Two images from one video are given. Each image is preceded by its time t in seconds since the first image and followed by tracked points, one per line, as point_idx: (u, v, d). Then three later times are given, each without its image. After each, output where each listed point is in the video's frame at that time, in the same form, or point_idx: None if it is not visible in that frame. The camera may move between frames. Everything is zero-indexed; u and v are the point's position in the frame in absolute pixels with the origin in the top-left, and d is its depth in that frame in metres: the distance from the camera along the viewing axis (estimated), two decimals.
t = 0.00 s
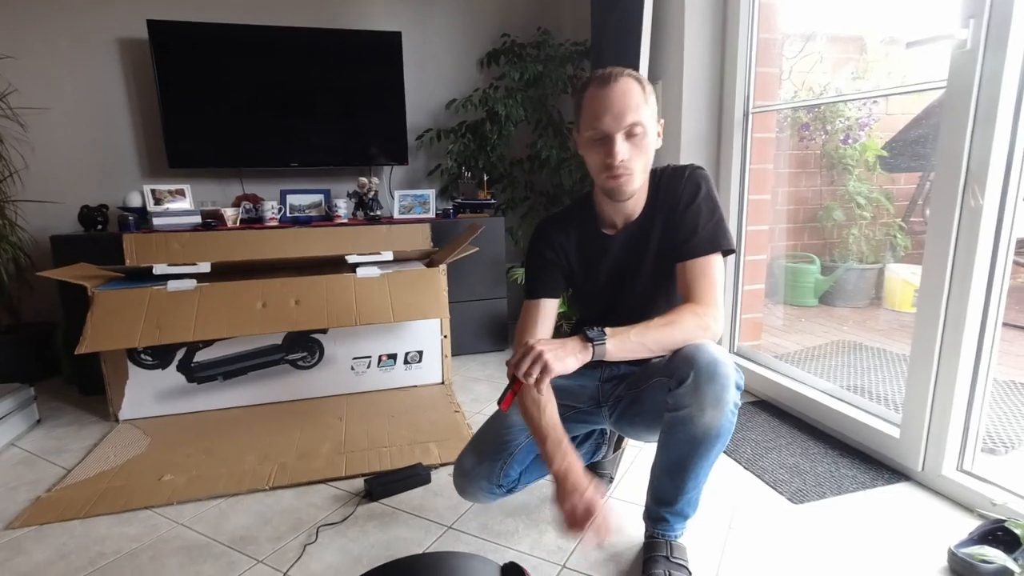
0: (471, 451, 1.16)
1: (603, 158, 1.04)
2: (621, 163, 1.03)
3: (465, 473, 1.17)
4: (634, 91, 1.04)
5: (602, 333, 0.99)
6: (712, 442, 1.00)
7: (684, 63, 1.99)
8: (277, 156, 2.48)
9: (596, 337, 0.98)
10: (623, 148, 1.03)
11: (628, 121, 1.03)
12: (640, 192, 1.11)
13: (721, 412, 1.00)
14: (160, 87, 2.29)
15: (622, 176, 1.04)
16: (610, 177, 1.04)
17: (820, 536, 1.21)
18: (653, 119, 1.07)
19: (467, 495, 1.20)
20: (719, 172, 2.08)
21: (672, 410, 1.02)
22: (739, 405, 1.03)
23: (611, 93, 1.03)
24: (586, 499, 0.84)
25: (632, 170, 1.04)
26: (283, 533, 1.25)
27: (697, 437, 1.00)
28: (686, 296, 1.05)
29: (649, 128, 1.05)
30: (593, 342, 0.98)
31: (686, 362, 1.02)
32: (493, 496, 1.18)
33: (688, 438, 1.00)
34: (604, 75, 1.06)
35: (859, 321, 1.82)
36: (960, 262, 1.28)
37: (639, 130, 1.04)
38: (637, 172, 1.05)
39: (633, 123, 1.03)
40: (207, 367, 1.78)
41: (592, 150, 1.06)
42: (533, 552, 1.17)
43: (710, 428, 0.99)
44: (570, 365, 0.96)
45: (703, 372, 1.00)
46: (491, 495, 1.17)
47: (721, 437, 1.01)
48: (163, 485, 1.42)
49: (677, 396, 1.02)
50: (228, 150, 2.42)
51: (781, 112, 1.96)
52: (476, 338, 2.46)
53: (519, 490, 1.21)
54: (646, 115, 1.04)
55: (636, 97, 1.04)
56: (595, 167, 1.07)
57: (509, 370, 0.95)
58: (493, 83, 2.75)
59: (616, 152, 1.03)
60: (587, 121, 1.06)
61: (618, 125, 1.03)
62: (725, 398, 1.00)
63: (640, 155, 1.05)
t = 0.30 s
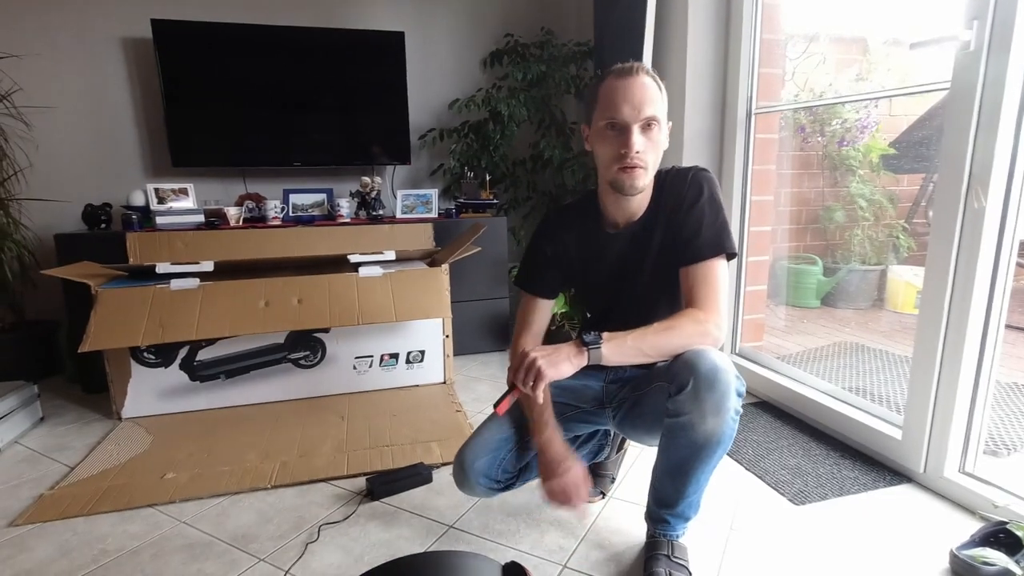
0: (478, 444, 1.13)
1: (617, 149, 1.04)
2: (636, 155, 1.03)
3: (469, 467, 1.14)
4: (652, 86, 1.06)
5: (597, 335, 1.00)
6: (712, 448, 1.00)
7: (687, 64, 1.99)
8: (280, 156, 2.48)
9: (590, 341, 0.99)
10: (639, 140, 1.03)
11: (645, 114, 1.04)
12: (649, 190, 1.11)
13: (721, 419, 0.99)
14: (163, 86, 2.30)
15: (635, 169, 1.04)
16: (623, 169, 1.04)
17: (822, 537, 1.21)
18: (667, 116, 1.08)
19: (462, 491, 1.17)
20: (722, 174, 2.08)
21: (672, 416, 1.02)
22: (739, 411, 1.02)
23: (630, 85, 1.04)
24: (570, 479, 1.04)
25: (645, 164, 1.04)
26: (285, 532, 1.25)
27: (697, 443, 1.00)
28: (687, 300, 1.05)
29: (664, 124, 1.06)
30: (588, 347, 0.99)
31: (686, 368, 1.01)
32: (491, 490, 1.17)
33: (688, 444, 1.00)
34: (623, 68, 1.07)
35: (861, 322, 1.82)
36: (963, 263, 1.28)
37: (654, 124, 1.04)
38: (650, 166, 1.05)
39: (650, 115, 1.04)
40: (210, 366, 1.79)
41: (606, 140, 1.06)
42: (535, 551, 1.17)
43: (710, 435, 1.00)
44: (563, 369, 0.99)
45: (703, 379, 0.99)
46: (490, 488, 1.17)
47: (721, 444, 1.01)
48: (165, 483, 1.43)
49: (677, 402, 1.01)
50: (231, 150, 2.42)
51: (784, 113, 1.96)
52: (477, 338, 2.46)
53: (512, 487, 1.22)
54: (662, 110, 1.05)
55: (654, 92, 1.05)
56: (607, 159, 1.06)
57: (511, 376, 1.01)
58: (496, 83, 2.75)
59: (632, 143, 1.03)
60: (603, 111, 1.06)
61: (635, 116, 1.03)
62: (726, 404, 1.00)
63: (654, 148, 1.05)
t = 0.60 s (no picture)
0: (476, 439, 1.13)
1: (618, 154, 1.04)
2: (638, 161, 1.03)
3: (465, 461, 1.13)
4: (651, 91, 1.06)
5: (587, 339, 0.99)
6: (705, 452, 1.00)
7: (685, 65, 1.99)
8: (278, 158, 2.48)
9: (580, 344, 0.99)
10: (640, 146, 1.03)
11: (645, 120, 1.04)
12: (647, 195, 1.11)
13: (713, 422, 0.99)
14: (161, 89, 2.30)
15: (636, 175, 1.04)
16: (624, 175, 1.04)
17: (821, 538, 1.21)
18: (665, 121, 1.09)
19: (457, 485, 1.17)
20: (720, 175, 2.09)
21: (665, 420, 1.02)
22: (732, 414, 1.02)
23: (630, 90, 1.04)
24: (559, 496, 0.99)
25: (646, 169, 1.05)
26: (284, 534, 1.25)
27: (690, 446, 1.00)
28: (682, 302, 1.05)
29: (663, 129, 1.06)
30: (576, 351, 0.99)
31: (677, 372, 1.02)
32: (485, 486, 1.17)
33: (681, 447, 1.00)
34: (622, 73, 1.07)
35: (859, 323, 1.82)
36: (961, 264, 1.28)
37: (654, 130, 1.05)
38: (650, 172, 1.06)
39: (650, 121, 1.04)
40: (208, 368, 1.79)
41: (606, 146, 1.05)
42: (534, 553, 1.17)
43: (703, 438, 1.00)
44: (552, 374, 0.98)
45: (695, 383, 1.00)
46: (485, 485, 1.17)
47: (715, 447, 1.01)
48: (164, 486, 1.43)
49: (669, 406, 1.02)
50: (230, 152, 2.42)
51: (782, 114, 1.96)
52: (477, 340, 2.46)
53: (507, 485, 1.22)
54: (661, 116, 1.06)
55: (653, 97, 1.05)
56: (607, 164, 1.06)
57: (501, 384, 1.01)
58: (494, 84, 2.76)
59: (633, 149, 1.03)
60: (603, 116, 1.06)
61: (636, 122, 1.03)
62: (718, 408, 1.00)
63: (653, 154, 1.05)
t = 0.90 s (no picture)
0: (477, 448, 1.13)
1: (612, 157, 1.04)
2: (631, 163, 1.03)
3: (467, 470, 1.13)
4: (643, 92, 1.06)
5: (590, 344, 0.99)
6: (707, 452, 1.00)
7: (684, 65, 1.99)
8: (277, 159, 2.48)
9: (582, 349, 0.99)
10: (633, 148, 1.03)
11: (639, 121, 1.04)
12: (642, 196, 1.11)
13: (716, 422, 0.99)
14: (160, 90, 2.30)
15: (629, 176, 1.04)
16: (619, 177, 1.04)
17: (822, 538, 1.21)
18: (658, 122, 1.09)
19: (460, 493, 1.17)
20: (719, 175, 2.09)
21: (667, 420, 1.02)
22: (735, 414, 1.02)
23: (622, 92, 1.04)
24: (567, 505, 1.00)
25: (639, 171, 1.05)
26: (284, 535, 1.25)
27: (692, 446, 1.00)
28: (680, 302, 1.04)
29: (656, 130, 1.07)
30: (579, 354, 0.99)
31: (680, 372, 1.02)
32: (489, 495, 1.17)
33: (683, 447, 1.00)
34: (614, 75, 1.07)
35: (859, 323, 1.82)
36: (960, 264, 1.28)
37: (647, 131, 1.05)
38: (644, 174, 1.06)
39: (643, 123, 1.04)
40: (208, 369, 1.79)
41: (600, 148, 1.05)
42: (534, 554, 1.17)
43: (705, 438, 1.00)
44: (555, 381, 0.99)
45: (697, 383, 1.00)
46: (488, 493, 1.16)
47: (716, 447, 1.01)
48: (163, 487, 1.43)
49: (671, 405, 1.02)
50: (229, 153, 2.42)
51: (781, 114, 1.96)
52: (476, 340, 2.46)
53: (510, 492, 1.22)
54: (654, 117, 1.06)
55: (646, 98, 1.05)
56: (602, 167, 1.06)
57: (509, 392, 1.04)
58: (493, 85, 2.76)
59: (626, 151, 1.03)
60: (596, 119, 1.06)
61: (630, 124, 1.03)
62: (720, 408, 1.00)
63: (648, 155, 1.05)
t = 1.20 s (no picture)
0: (477, 457, 1.13)
1: (608, 153, 1.04)
2: (627, 159, 1.03)
3: (468, 478, 1.14)
4: (639, 89, 1.06)
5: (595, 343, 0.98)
6: (707, 450, 1.00)
7: (684, 65, 1.99)
8: (277, 159, 2.48)
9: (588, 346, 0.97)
10: (629, 144, 1.03)
11: (635, 118, 1.04)
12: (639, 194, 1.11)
13: (716, 420, 0.99)
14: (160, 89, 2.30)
15: (626, 173, 1.04)
16: (615, 174, 1.04)
17: (822, 538, 1.21)
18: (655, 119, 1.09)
19: (461, 501, 1.18)
20: (719, 175, 2.09)
21: (667, 417, 1.02)
22: (734, 412, 1.02)
23: (618, 89, 1.04)
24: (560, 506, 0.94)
25: (636, 168, 1.05)
26: (284, 535, 1.25)
27: (692, 444, 1.00)
28: (680, 301, 1.05)
29: (653, 127, 1.06)
30: (582, 355, 0.97)
31: (680, 370, 1.02)
32: (491, 501, 1.18)
33: (683, 445, 1.00)
34: (610, 73, 1.07)
35: (859, 323, 1.82)
36: (960, 263, 1.28)
37: (643, 128, 1.05)
38: (640, 170, 1.06)
39: (639, 120, 1.04)
40: (208, 369, 1.79)
41: (596, 146, 1.06)
42: (534, 554, 1.17)
43: (705, 436, 1.00)
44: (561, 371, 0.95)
45: (697, 380, 1.00)
46: (490, 500, 1.18)
47: (716, 445, 1.01)
48: (163, 487, 1.43)
49: (671, 403, 1.02)
50: (229, 153, 2.42)
51: (781, 114, 1.96)
52: (476, 340, 2.46)
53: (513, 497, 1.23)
54: (649, 114, 1.06)
55: (642, 95, 1.05)
56: (598, 164, 1.06)
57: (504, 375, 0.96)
58: (494, 84, 2.76)
59: (622, 148, 1.03)
60: (592, 116, 1.06)
61: (625, 121, 1.03)
62: (720, 406, 1.00)
63: (644, 152, 1.05)
